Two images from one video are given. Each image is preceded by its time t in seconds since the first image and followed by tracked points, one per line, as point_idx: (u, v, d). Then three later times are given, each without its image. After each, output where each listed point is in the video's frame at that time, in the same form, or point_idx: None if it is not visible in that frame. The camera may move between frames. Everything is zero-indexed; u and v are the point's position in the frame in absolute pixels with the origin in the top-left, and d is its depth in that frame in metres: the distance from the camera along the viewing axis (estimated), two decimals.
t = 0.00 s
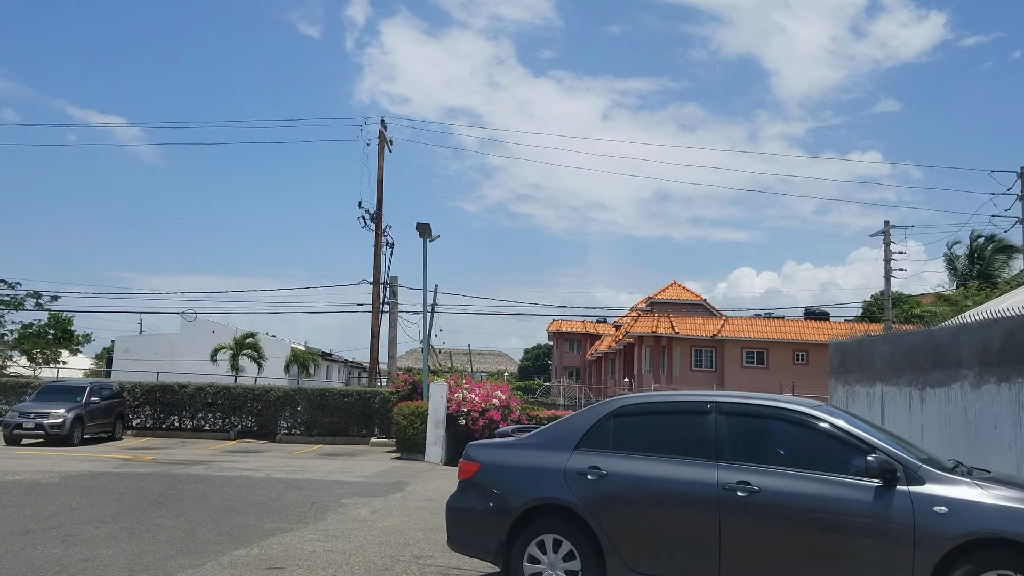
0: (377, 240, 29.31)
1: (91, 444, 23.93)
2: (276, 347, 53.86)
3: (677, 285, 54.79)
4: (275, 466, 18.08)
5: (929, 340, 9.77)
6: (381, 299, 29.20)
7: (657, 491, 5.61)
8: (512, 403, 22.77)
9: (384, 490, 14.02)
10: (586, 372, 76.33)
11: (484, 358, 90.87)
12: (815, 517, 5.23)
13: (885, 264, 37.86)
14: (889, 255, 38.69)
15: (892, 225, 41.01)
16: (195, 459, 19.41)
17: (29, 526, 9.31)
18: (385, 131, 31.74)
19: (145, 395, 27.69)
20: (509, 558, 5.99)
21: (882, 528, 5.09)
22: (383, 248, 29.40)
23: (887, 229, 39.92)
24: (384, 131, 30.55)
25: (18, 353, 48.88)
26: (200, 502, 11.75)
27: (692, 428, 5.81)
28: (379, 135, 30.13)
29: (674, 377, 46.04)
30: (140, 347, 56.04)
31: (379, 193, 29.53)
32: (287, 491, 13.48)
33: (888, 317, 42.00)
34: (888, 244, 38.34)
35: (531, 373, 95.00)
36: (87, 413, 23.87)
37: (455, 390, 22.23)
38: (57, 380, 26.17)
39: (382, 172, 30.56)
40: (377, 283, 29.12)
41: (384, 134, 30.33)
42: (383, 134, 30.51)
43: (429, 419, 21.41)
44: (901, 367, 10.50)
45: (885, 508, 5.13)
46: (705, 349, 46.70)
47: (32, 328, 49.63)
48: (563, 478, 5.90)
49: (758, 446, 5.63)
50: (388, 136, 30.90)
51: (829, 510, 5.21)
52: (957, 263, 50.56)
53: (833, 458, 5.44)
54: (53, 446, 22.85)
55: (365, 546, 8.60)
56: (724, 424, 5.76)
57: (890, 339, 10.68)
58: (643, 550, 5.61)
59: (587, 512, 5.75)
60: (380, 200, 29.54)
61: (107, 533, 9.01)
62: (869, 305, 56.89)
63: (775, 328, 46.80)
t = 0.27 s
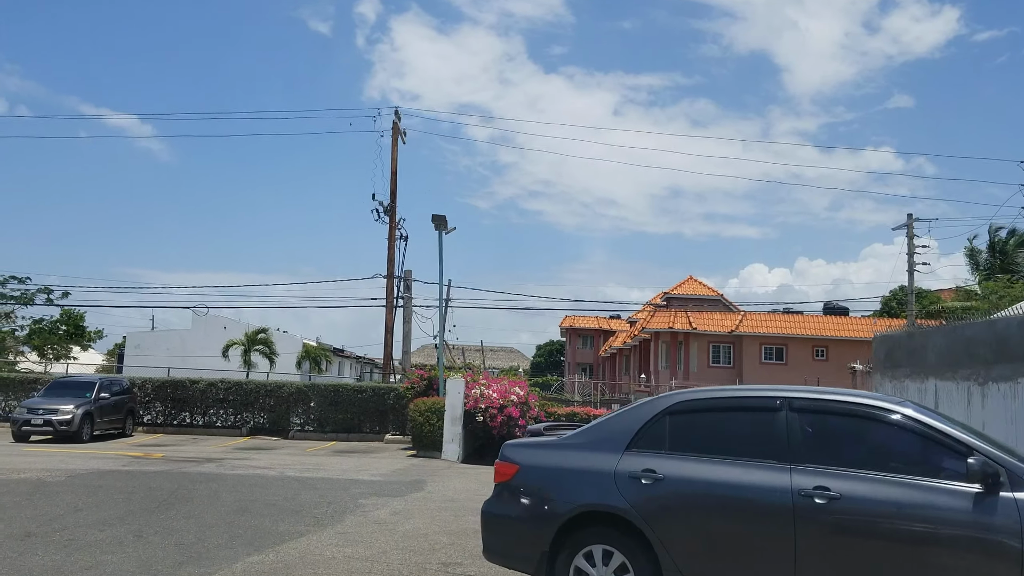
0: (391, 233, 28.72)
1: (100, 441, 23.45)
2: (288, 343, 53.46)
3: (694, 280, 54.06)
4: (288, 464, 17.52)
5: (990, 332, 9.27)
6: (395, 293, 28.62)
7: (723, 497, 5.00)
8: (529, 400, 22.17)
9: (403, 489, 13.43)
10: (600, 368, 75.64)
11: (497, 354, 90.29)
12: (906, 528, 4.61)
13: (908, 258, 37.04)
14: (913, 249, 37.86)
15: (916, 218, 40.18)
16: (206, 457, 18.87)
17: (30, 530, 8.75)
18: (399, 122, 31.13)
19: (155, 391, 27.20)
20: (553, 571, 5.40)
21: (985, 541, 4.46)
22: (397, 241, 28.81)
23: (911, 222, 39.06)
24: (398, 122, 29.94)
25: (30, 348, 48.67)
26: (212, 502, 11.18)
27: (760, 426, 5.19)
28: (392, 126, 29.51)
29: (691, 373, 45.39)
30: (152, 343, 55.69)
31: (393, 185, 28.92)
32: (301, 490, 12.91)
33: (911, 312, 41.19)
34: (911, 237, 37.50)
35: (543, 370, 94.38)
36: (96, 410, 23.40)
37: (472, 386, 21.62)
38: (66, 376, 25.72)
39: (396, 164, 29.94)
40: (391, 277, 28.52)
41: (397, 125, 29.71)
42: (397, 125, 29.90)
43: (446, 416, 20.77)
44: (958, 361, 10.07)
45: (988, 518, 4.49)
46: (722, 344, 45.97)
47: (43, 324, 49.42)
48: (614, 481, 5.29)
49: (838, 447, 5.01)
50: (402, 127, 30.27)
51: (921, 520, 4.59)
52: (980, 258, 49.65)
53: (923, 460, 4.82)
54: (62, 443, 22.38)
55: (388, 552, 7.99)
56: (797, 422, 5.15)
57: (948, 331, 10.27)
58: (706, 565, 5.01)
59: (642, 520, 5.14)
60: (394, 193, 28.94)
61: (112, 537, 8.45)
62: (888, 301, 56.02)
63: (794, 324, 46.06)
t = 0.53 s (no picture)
0: (414, 224, 28.17)
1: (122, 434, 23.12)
2: (309, 336, 53.17)
3: (719, 272, 53.26)
4: (311, 459, 17.04)
5: None
6: (419, 285, 28.09)
7: (810, 501, 4.42)
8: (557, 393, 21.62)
9: (431, 486, 12.90)
10: (623, 362, 74.90)
11: (519, 348, 89.75)
12: None
13: (942, 248, 36.10)
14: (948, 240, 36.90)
15: (949, 208, 39.21)
16: (227, 451, 18.43)
17: (42, 529, 8.28)
18: (422, 111, 30.54)
19: (177, 384, 26.84)
20: None
21: None
22: (420, 232, 28.26)
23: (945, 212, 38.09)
24: (422, 111, 29.36)
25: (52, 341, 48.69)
26: (235, 500, 10.69)
27: (851, 422, 4.63)
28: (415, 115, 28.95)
29: (718, 367, 44.67)
30: (174, 337, 55.60)
31: (416, 174, 28.34)
32: (327, 487, 12.40)
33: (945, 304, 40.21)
34: (946, 228, 36.56)
35: (565, 364, 93.76)
36: (117, 403, 23.06)
37: (499, 379, 21.06)
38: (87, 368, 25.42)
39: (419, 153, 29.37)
40: (414, 268, 27.99)
41: (420, 113, 29.12)
42: (420, 114, 29.33)
43: (472, 410, 20.19)
44: None
45: None
46: (750, 338, 45.21)
47: (66, 317, 49.39)
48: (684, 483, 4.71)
49: (940, 446, 4.45)
50: (425, 116, 29.71)
51: None
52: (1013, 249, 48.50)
53: None
54: (82, 437, 22.05)
55: (422, 556, 7.44)
56: (892, 417, 4.58)
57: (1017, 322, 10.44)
58: None
59: (716, 527, 4.57)
60: (417, 182, 28.38)
61: (128, 538, 7.96)
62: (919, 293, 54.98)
63: (823, 316, 45.29)
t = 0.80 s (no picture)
0: (448, 220, 27.64)
1: (153, 433, 22.84)
2: (340, 334, 52.95)
3: (756, 271, 52.35)
4: (344, 459, 16.58)
5: None
6: (452, 282, 27.56)
7: (932, 519, 3.85)
8: (594, 392, 21.01)
9: (470, 489, 12.35)
10: (655, 362, 74.01)
11: (549, 348, 89.11)
12: None
13: (991, 246, 34.96)
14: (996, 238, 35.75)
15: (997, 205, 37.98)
16: (258, 450, 18.03)
17: (65, 534, 7.85)
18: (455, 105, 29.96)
19: (208, 382, 26.55)
20: None
21: None
22: (453, 228, 27.72)
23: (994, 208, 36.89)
24: (455, 105, 28.80)
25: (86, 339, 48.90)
26: (266, 502, 10.21)
27: (973, 428, 4.06)
28: (448, 109, 28.39)
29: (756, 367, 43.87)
30: (206, 335, 55.62)
31: (449, 170, 27.76)
32: (362, 489, 11.90)
33: (993, 304, 39.02)
34: (994, 224, 35.39)
35: (597, 364, 92.99)
36: (148, 401, 22.77)
37: (535, 378, 20.44)
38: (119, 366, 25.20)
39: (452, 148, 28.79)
40: (447, 265, 27.45)
41: (453, 107, 28.53)
42: (453, 108, 28.78)
43: (508, 410, 19.59)
44: None
45: None
46: (788, 337, 44.42)
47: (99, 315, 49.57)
48: (779, 498, 4.12)
49: None
50: (459, 110, 29.15)
51: None
52: None
53: None
54: (113, 436, 21.78)
55: (466, 568, 6.89)
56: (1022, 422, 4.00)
57: None
58: None
59: (819, 546, 4.00)
60: (450, 177, 27.80)
61: (153, 545, 7.49)
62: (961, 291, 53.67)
63: (863, 315, 44.35)
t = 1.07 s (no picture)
0: (471, 218, 27.09)
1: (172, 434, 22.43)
2: (361, 335, 52.58)
3: (783, 272, 51.61)
4: (367, 463, 16.05)
5: None
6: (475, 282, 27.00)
7: None
8: (623, 394, 20.35)
9: (500, 496, 11.78)
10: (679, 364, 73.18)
11: (570, 350, 88.43)
12: None
13: None
14: None
15: None
16: (279, 453, 17.55)
17: (74, 544, 7.36)
18: (479, 102, 29.41)
19: (229, 383, 26.14)
20: None
21: None
22: (477, 227, 27.17)
23: None
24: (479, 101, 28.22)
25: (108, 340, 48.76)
26: (288, 510, 9.68)
27: None
28: (472, 105, 27.82)
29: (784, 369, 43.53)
30: (227, 336, 55.42)
31: (473, 167, 27.19)
32: (387, 495, 11.36)
33: None
34: None
35: (618, 366, 92.21)
36: (168, 402, 22.37)
37: (562, 381, 19.82)
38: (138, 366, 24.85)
39: (476, 145, 28.22)
40: (471, 265, 26.91)
41: (477, 104, 27.99)
42: (477, 104, 28.21)
43: (535, 412, 18.94)
44: None
45: None
46: (816, 340, 43.99)
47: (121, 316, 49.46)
48: (889, 518, 3.58)
49: None
50: (482, 106, 28.58)
51: None
52: None
53: None
54: (132, 437, 21.40)
55: None
56: None
57: None
58: None
59: None
60: (474, 175, 27.25)
61: (168, 556, 6.96)
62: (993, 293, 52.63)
63: (894, 317, 43.64)
